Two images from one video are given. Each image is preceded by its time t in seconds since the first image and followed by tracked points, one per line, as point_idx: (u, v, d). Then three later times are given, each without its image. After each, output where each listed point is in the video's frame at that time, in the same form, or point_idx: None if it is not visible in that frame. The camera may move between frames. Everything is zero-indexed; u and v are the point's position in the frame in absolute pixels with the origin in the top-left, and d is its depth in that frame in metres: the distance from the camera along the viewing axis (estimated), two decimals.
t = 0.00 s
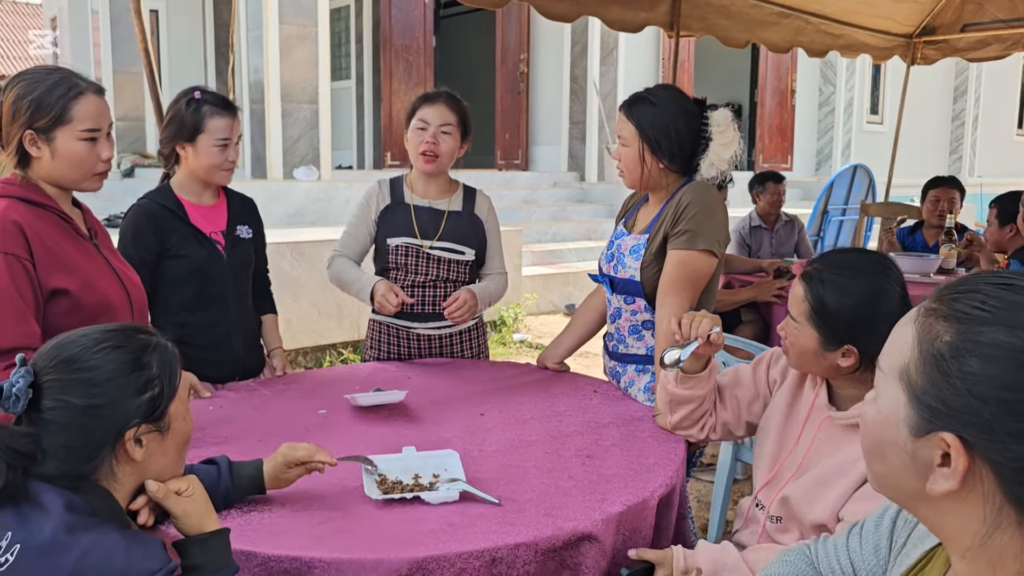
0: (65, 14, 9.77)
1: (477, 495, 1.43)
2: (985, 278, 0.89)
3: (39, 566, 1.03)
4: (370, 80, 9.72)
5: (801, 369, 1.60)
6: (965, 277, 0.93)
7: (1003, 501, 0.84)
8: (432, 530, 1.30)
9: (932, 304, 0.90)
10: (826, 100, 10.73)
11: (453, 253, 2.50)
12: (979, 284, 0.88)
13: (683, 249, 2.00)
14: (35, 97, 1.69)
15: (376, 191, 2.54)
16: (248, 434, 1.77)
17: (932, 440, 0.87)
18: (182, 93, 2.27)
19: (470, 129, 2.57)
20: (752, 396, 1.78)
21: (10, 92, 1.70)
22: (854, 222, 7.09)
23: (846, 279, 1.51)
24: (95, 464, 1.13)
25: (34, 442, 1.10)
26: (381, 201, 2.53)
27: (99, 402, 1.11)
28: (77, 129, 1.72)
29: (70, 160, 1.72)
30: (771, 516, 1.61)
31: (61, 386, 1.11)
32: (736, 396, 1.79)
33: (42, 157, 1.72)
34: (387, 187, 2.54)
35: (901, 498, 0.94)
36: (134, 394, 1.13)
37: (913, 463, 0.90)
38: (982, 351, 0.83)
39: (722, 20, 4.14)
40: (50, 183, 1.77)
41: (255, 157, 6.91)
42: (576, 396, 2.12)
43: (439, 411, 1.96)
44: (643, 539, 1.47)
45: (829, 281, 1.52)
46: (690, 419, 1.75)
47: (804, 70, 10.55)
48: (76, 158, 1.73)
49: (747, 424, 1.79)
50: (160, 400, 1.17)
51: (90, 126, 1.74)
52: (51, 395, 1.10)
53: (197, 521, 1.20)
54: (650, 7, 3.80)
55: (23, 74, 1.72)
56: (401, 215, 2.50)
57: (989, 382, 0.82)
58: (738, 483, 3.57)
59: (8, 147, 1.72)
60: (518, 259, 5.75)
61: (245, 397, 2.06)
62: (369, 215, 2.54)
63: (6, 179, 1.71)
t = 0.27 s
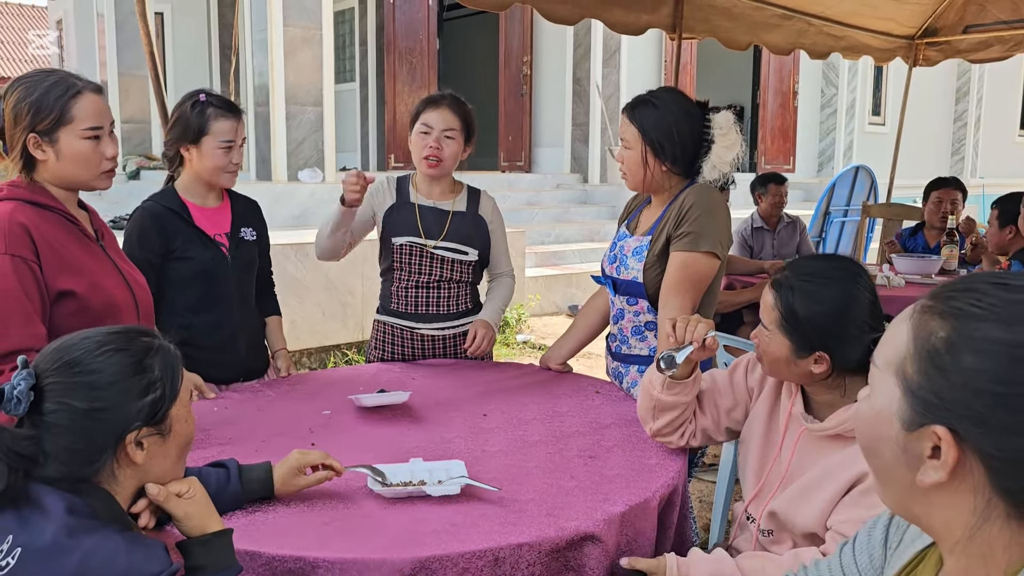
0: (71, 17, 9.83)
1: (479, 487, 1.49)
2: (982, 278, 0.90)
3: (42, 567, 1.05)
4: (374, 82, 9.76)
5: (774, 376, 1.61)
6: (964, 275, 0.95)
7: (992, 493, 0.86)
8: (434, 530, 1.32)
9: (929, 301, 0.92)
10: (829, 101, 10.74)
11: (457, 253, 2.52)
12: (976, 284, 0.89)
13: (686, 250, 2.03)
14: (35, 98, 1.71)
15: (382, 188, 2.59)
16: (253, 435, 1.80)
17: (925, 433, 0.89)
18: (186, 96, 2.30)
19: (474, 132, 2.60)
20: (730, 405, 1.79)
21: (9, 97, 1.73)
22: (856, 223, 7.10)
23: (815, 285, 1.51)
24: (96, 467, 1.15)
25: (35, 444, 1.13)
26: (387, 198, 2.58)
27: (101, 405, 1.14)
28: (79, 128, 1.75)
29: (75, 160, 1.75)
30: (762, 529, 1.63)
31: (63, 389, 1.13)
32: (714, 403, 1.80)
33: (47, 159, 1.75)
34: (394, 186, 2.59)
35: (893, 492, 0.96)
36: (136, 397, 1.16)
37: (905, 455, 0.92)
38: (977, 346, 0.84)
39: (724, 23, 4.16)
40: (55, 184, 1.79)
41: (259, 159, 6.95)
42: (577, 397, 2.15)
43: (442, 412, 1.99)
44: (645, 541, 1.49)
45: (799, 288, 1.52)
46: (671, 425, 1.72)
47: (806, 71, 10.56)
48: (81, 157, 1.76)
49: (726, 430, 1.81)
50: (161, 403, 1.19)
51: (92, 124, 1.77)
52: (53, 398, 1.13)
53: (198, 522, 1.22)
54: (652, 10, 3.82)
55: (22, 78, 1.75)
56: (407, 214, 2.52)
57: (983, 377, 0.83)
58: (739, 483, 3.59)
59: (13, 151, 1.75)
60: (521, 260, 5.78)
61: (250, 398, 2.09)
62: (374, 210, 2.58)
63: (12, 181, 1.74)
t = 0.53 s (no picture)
0: (72, 18, 9.84)
1: (478, 487, 1.48)
2: (922, 280, 0.95)
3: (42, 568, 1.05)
4: (375, 82, 9.76)
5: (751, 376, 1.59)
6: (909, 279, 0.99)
7: (940, 481, 0.88)
8: (434, 530, 1.32)
9: (875, 302, 0.96)
10: (830, 101, 10.73)
11: (458, 254, 2.53)
12: (916, 285, 0.94)
13: (687, 250, 2.03)
14: (29, 98, 1.71)
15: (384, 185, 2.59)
16: (253, 435, 1.80)
17: (875, 426, 0.92)
18: (186, 96, 2.30)
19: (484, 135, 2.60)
20: (714, 409, 1.77)
21: (5, 98, 1.73)
22: (857, 223, 7.10)
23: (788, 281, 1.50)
24: (99, 469, 1.15)
25: (36, 447, 1.12)
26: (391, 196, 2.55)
27: (104, 408, 1.14)
28: (76, 125, 1.75)
29: (73, 158, 1.76)
30: (749, 536, 1.60)
31: (67, 393, 1.13)
32: (697, 405, 1.77)
33: (46, 158, 1.75)
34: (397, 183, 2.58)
35: (854, 488, 0.97)
36: (139, 400, 1.16)
37: (859, 448, 0.94)
38: (917, 340, 0.88)
39: (724, 23, 4.15)
40: (55, 183, 1.80)
41: (260, 160, 6.95)
42: (577, 396, 2.15)
43: (442, 412, 1.99)
44: (645, 542, 1.49)
45: (772, 285, 1.51)
46: (653, 425, 1.70)
47: (808, 71, 10.55)
48: (79, 154, 1.76)
49: (710, 432, 1.78)
50: (164, 407, 1.19)
51: (88, 121, 1.77)
52: (56, 401, 1.13)
53: (196, 522, 1.22)
54: (653, 10, 3.82)
55: (16, 78, 1.74)
56: (408, 213, 2.51)
57: (922, 368, 0.87)
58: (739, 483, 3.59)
59: (11, 152, 1.75)
60: (522, 260, 5.78)
61: (250, 398, 2.09)
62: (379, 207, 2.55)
63: (11, 181, 1.75)
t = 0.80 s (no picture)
0: (75, 20, 9.86)
1: (478, 488, 1.48)
2: (890, 286, 0.95)
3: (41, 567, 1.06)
4: (378, 83, 9.78)
5: (738, 383, 1.57)
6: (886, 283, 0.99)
7: (908, 479, 0.88)
8: (434, 530, 1.33)
9: (847, 307, 0.97)
10: (832, 101, 10.73)
11: (461, 256, 2.53)
12: (884, 291, 0.94)
13: (687, 251, 2.03)
14: (27, 100, 1.72)
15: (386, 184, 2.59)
16: (254, 436, 1.80)
17: (846, 428, 0.92)
18: (187, 97, 2.31)
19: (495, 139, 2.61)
20: (694, 416, 1.74)
21: (3, 100, 1.74)
22: (859, 223, 7.08)
23: (767, 280, 1.52)
24: (101, 468, 1.16)
25: (39, 446, 1.13)
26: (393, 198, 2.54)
27: (107, 408, 1.14)
28: (75, 126, 1.75)
29: (73, 159, 1.76)
30: (739, 545, 1.60)
31: (69, 393, 1.13)
32: (676, 411, 1.75)
33: (45, 160, 1.76)
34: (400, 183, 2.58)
35: (836, 490, 0.98)
36: (142, 400, 1.17)
37: (835, 449, 0.95)
38: (876, 343, 0.88)
39: (726, 23, 4.15)
40: (56, 184, 1.80)
41: (263, 161, 6.96)
42: (579, 397, 2.15)
43: (442, 412, 1.99)
44: (646, 543, 1.49)
45: (752, 285, 1.53)
46: (631, 427, 1.67)
47: (810, 71, 10.55)
48: (78, 155, 1.77)
49: (690, 439, 1.73)
50: (165, 406, 1.20)
51: (87, 122, 1.77)
52: (59, 401, 1.13)
53: (194, 522, 1.23)
54: (655, 10, 3.82)
55: (14, 81, 1.75)
56: (412, 215, 2.51)
57: (881, 370, 0.87)
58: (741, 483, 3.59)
59: (11, 155, 1.76)
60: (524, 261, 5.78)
61: (252, 399, 2.09)
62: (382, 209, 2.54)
63: (12, 183, 1.75)
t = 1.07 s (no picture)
0: (77, 19, 9.87)
1: (478, 487, 1.49)
2: (885, 286, 0.95)
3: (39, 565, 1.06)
4: (380, 82, 9.79)
5: (730, 376, 1.55)
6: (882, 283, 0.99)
7: (909, 479, 0.88)
8: (434, 529, 1.33)
9: (843, 309, 0.97)
10: (834, 100, 10.72)
11: (464, 255, 2.53)
12: (879, 291, 0.94)
13: (687, 250, 2.03)
14: (28, 100, 1.73)
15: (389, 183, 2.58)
16: (255, 435, 1.81)
17: (845, 428, 0.92)
18: (188, 97, 2.31)
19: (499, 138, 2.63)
20: (678, 417, 1.74)
21: (5, 99, 1.74)
22: (861, 222, 7.06)
23: (746, 265, 1.55)
24: (101, 465, 1.16)
25: (39, 440, 1.13)
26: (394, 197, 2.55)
27: (108, 403, 1.14)
28: (76, 126, 1.76)
29: (74, 158, 1.77)
30: (733, 548, 1.61)
31: (69, 388, 1.13)
32: (658, 413, 1.75)
33: (46, 159, 1.77)
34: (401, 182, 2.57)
35: (838, 491, 0.98)
36: (142, 396, 1.17)
37: (835, 451, 0.95)
38: (871, 343, 0.89)
39: (728, 22, 4.15)
40: (55, 183, 1.81)
41: (265, 160, 6.97)
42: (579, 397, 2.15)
43: (443, 411, 2.00)
44: (645, 541, 1.49)
45: (732, 273, 1.54)
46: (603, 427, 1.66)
47: (812, 70, 10.54)
48: (79, 155, 1.77)
49: (679, 441, 1.73)
50: (165, 403, 1.20)
51: (88, 122, 1.78)
52: (60, 396, 1.13)
53: (190, 520, 1.24)
54: (656, 9, 3.82)
55: (15, 80, 1.76)
56: (415, 214, 2.51)
57: (876, 370, 0.88)
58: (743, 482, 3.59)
59: (12, 154, 1.77)
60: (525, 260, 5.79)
61: (253, 398, 2.10)
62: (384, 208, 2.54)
63: (12, 183, 1.76)
